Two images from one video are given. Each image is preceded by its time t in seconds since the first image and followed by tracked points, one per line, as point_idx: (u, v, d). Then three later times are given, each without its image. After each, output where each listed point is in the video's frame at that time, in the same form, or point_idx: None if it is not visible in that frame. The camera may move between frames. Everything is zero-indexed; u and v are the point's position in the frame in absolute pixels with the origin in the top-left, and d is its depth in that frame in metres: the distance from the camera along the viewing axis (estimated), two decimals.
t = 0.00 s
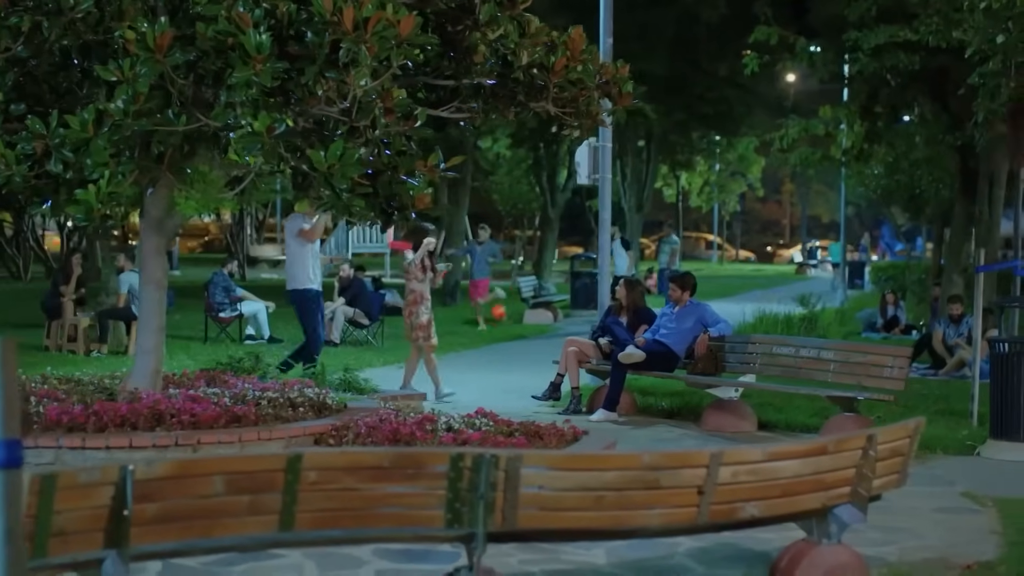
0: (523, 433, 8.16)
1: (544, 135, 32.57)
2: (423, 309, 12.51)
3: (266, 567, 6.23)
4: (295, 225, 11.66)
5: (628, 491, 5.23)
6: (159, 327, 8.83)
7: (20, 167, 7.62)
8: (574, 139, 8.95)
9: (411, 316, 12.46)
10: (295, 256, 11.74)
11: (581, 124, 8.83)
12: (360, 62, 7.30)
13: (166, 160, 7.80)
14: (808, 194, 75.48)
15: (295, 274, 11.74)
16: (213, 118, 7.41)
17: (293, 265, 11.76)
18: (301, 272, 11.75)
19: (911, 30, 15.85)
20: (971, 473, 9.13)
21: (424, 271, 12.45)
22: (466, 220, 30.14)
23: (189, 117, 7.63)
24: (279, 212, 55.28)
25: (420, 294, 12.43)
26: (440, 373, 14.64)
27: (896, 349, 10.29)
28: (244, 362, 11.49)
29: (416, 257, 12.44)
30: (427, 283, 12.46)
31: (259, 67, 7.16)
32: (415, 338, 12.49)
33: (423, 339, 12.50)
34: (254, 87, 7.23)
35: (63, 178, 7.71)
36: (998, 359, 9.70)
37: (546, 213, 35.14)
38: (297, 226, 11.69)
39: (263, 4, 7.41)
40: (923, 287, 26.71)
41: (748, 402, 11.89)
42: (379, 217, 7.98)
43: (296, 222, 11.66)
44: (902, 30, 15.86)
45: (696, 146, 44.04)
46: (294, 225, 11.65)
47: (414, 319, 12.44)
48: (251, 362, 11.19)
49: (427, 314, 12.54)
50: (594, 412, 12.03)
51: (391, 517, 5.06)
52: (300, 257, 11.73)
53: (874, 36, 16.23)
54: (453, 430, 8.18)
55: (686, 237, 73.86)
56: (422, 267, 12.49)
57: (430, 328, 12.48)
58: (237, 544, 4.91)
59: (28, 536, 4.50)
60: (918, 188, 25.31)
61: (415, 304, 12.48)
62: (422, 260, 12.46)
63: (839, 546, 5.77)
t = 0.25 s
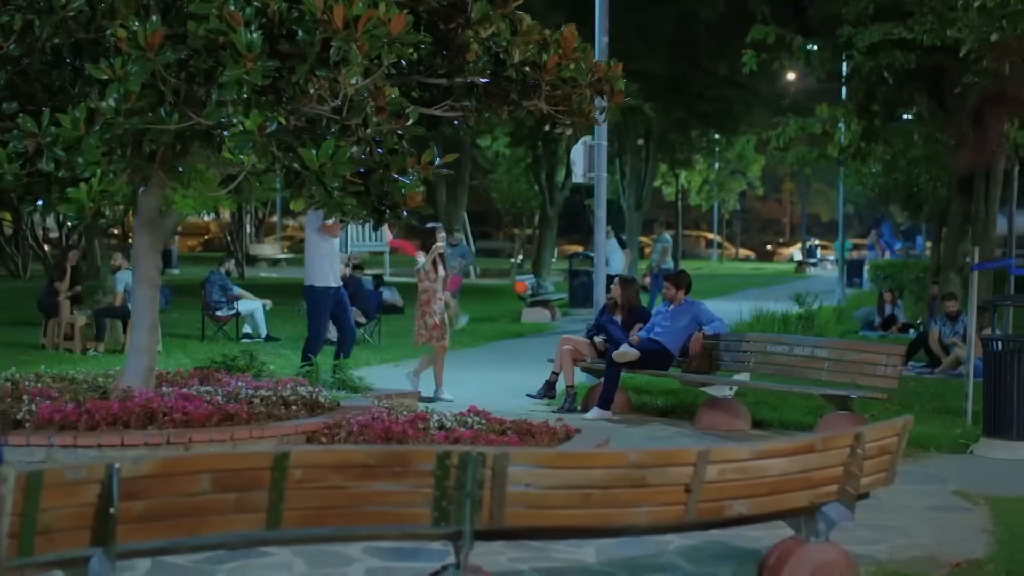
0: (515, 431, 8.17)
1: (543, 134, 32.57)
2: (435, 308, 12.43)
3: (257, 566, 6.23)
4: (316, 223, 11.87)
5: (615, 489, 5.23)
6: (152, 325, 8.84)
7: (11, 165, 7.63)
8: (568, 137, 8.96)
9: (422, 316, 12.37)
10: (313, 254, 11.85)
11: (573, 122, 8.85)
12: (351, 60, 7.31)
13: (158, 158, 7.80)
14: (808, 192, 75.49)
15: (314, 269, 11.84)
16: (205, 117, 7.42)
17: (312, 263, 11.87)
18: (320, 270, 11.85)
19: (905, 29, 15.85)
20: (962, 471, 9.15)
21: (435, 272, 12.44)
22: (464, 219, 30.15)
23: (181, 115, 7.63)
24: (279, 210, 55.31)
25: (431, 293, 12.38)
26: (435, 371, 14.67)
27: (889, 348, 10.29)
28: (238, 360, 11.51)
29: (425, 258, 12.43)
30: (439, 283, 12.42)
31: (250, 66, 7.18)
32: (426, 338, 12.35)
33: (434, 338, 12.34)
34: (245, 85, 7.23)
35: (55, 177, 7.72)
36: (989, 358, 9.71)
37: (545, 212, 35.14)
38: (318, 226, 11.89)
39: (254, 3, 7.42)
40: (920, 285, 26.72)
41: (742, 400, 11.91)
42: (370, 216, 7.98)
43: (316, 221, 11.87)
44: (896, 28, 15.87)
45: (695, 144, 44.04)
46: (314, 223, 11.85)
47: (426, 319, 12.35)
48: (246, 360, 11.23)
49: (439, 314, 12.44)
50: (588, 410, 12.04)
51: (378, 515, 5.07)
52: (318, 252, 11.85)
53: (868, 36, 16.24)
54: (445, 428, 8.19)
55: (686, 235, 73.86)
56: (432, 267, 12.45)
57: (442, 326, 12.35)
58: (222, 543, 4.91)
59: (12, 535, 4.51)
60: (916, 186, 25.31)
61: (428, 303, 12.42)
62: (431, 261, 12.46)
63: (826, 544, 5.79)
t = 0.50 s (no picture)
0: (504, 430, 8.18)
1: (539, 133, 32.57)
2: (439, 308, 12.37)
3: (243, 565, 6.23)
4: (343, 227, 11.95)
5: (599, 488, 5.24)
6: (143, 324, 8.86)
7: None
8: (559, 135, 8.99)
9: (425, 317, 12.34)
10: (340, 261, 11.91)
11: (564, 121, 8.86)
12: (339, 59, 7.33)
13: (147, 157, 7.80)
14: (807, 192, 75.44)
15: (340, 274, 11.91)
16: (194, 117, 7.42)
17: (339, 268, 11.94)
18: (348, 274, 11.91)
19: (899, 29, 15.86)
20: (952, 470, 9.16)
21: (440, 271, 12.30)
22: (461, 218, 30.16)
23: (170, 114, 7.63)
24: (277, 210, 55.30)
25: (433, 294, 12.31)
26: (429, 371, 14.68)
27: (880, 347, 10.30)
28: (230, 359, 11.53)
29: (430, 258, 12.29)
30: (443, 283, 12.30)
31: (238, 65, 7.18)
32: (429, 338, 12.36)
33: (437, 338, 12.34)
34: (233, 85, 7.24)
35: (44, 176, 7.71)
36: (980, 357, 9.72)
37: (543, 211, 35.16)
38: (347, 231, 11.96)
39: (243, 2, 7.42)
40: (916, 284, 26.73)
41: (734, 399, 11.92)
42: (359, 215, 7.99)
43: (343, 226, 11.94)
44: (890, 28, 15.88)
45: (693, 144, 44.05)
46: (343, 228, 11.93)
47: (427, 319, 12.33)
48: (238, 360, 11.24)
49: (443, 314, 12.39)
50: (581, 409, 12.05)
51: (362, 513, 5.07)
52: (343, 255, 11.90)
53: (862, 37, 16.36)
54: (435, 427, 8.20)
55: (684, 235, 73.90)
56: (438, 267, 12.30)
57: (442, 328, 12.30)
58: (206, 541, 4.92)
59: None
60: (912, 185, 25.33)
61: (434, 303, 12.36)
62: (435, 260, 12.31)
63: (811, 543, 5.79)
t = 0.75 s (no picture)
0: (495, 430, 8.18)
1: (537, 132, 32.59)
2: (444, 310, 12.25)
3: (231, 564, 6.23)
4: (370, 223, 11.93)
5: (585, 486, 5.25)
6: (135, 323, 8.88)
7: None
8: (551, 135, 8.99)
9: (430, 317, 12.27)
10: (364, 260, 11.86)
11: (556, 122, 8.86)
12: (328, 59, 7.33)
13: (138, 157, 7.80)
14: (806, 192, 75.45)
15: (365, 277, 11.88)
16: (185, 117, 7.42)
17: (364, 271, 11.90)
18: (369, 271, 11.89)
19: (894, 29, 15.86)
20: (944, 469, 9.17)
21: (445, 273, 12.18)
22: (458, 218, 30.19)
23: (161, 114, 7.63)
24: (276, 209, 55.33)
25: (437, 294, 12.22)
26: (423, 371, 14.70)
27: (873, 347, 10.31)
28: (224, 359, 11.57)
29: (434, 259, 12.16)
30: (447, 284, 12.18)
31: (228, 65, 7.18)
32: (432, 339, 12.26)
33: (438, 340, 12.22)
34: (223, 85, 7.24)
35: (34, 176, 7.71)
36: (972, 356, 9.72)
37: (540, 211, 35.18)
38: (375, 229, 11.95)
39: (233, 2, 7.43)
40: (913, 284, 26.74)
41: (728, 399, 11.92)
42: (351, 214, 7.98)
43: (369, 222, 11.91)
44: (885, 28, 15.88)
45: (692, 144, 44.05)
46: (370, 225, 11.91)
47: (430, 320, 12.24)
48: (232, 359, 11.25)
49: (447, 316, 12.26)
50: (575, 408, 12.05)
51: (349, 512, 5.08)
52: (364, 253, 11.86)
53: (858, 38, 16.59)
54: (426, 426, 8.20)
55: (683, 234, 73.97)
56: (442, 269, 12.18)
57: (442, 329, 12.18)
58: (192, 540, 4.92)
59: None
60: (909, 185, 25.33)
61: (438, 305, 12.26)
62: (440, 261, 12.25)
63: (798, 541, 5.80)
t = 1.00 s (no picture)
0: (487, 428, 8.18)
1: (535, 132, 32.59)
2: (455, 310, 12.05)
3: (219, 562, 6.23)
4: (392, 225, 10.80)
5: (571, 485, 5.26)
6: (128, 322, 8.88)
7: None
8: (542, 134, 9.01)
9: (442, 317, 12.08)
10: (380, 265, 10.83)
11: (548, 120, 8.89)
12: (318, 58, 7.34)
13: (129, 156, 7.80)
14: (805, 190, 75.47)
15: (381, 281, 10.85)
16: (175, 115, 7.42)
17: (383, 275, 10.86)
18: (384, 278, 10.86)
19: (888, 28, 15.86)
20: (935, 468, 9.18)
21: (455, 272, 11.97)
22: (456, 217, 30.20)
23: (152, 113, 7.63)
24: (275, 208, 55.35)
25: (449, 294, 12.03)
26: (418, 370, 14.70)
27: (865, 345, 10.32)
28: (218, 357, 11.57)
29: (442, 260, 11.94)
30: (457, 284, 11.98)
31: (218, 63, 7.19)
32: (445, 339, 12.07)
33: (452, 340, 12.03)
34: (213, 84, 7.24)
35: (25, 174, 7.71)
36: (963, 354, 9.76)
37: (538, 210, 35.19)
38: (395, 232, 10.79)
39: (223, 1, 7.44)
40: (910, 283, 26.75)
41: (722, 397, 11.93)
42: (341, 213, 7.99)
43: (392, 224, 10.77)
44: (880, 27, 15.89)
45: (690, 143, 44.06)
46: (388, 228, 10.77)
47: (443, 320, 12.06)
48: (225, 358, 11.25)
49: (460, 316, 12.07)
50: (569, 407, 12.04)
51: (335, 511, 5.09)
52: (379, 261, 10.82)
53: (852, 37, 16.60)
54: (417, 425, 8.20)
55: (683, 233, 74.02)
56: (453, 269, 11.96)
57: (454, 330, 12.00)
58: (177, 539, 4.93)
59: None
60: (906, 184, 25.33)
61: (449, 304, 12.08)
62: (449, 262, 11.96)
63: (785, 540, 5.80)
